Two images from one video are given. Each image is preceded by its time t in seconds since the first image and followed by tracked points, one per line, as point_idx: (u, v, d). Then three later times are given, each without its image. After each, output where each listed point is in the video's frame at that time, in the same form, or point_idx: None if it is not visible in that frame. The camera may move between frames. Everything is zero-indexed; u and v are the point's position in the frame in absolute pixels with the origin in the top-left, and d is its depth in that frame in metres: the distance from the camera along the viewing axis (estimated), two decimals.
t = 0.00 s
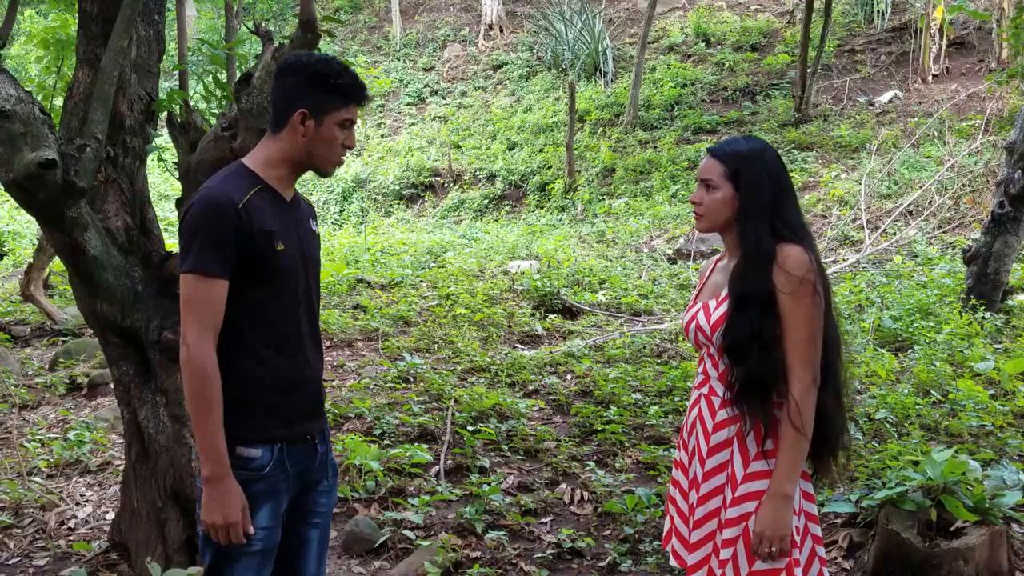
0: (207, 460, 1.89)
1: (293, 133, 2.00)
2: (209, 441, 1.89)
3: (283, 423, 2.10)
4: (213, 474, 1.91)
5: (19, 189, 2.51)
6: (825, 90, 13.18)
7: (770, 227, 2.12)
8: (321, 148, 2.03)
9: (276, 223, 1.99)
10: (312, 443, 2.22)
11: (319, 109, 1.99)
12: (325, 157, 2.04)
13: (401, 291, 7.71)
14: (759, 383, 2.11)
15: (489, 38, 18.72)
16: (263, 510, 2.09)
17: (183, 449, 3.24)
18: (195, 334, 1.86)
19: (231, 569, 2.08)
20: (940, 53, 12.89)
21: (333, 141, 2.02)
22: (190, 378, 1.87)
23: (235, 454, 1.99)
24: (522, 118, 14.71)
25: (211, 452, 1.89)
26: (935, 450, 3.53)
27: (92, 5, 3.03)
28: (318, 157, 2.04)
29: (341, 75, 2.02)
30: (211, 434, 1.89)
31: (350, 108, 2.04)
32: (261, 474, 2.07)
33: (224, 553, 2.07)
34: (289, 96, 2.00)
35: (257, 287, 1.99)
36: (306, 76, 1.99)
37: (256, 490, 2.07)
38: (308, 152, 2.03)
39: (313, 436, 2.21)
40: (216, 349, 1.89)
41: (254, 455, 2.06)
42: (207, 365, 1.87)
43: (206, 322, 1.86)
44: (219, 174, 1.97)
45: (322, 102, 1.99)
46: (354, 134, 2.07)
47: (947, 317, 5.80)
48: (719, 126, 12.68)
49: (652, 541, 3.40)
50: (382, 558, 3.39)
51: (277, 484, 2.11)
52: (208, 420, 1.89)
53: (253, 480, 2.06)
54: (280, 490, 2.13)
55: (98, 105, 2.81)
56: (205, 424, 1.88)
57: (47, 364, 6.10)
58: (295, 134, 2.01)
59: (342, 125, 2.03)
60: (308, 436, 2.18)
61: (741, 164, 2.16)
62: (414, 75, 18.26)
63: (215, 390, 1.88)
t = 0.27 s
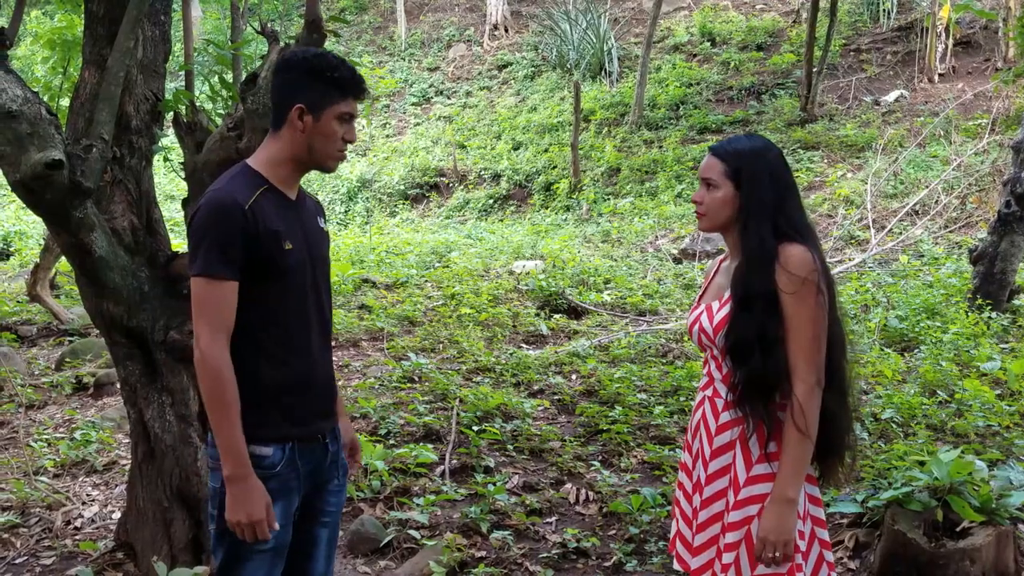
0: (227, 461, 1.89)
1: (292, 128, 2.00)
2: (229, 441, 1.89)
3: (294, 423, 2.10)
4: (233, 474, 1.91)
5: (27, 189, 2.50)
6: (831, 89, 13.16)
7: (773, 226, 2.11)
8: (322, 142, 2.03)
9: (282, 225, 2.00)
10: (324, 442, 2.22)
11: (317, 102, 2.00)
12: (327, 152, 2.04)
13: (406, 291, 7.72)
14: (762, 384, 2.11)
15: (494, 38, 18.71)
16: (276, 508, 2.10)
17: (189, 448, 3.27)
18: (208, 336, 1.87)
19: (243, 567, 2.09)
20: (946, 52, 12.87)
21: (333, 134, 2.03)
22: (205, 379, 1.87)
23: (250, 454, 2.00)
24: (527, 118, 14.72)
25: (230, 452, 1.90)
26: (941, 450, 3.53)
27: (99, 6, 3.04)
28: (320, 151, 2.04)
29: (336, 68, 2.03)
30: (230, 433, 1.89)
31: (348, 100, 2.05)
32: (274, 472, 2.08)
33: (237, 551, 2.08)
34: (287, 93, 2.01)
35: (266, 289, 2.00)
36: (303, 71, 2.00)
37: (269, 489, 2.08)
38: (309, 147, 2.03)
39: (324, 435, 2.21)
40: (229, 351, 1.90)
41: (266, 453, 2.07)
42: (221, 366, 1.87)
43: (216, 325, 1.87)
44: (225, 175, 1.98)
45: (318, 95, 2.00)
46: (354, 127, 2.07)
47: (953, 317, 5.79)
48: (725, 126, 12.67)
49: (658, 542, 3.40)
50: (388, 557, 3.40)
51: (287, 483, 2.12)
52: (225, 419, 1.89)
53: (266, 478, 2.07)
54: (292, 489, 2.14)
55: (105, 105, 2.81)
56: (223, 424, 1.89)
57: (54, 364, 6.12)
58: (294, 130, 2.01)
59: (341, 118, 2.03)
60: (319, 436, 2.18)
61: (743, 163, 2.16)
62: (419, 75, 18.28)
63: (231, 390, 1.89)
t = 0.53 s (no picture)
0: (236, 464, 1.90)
1: (290, 128, 2.00)
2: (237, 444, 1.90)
3: (301, 426, 2.10)
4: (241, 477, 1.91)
5: (29, 191, 2.51)
6: (835, 89, 13.13)
7: (773, 228, 2.11)
8: (320, 141, 2.02)
9: (287, 228, 2.00)
10: (333, 442, 2.22)
11: (313, 100, 2.00)
12: (325, 150, 2.03)
13: (409, 292, 7.72)
14: (760, 388, 2.11)
15: (497, 38, 18.71)
16: (284, 509, 2.10)
17: (191, 449, 3.26)
18: (215, 341, 1.88)
19: (251, 567, 2.10)
20: (951, 51, 12.84)
21: (331, 133, 2.03)
22: (212, 383, 1.87)
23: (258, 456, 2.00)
24: (531, 118, 14.71)
25: (237, 455, 1.90)
26: (945, 451, 3.52)
27: (101, 7, 3.04)
28: (318, 150, 2.03)
29: (332, 67, 2.03)
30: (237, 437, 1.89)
31: (344, 98, 2.04)
32: (282, 472, 2.08)
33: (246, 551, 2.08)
34: (283, 94, 2.01)
35: (271, 292, 2.00)
36: (298, 70, 2.00)
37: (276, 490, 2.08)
38: (307, 147, 2.03)
39: (333, 436, 2.21)
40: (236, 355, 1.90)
41: (275, 454, 2.07)
42: (228, 370, 1.88)
43: (223, 329, 1.88)
44: (228, 178, 1.98)
45: (314, 94, 2.00)
46: (352, 124, 2.07)
47: (957, 317, 5.78)
48: (728, 126, 12.66)
49: (660, 543, 3.39)
50: (390, 558, 3.40)
51: (295, 484, 2.12)
52: (232, 423, 1.90)
53: (273, 478, 2.07)
54: (300, 490, 2.14)
55: (107, 106, 2.81)
56: (231, 427, 1.89)
57: (58, 364, 6.13)
58: (292, 130, 2.01)
59: (337, 115, 2.03)
60: (328, 437, 2.18)
61: (742, 164, 2.15)
62: (423, 75, 18.29)
63: (239, 394, 1.89)
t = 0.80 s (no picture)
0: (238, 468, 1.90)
1: (294, 129, 2.00)
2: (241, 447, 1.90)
3: (305, 427, 2.10)
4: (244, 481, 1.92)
5: (29, 193, 2.51)
6: (835, 89, 13.13)
7: (768, 231, 2.12)
8: (324, 142, 2.02)
9: (294, 231, 2.00)
10: (336, 443, 2.22)
11: (316, 101, 2.00)
12: (329, 151, 2.04)
13: (409, 292, 7.72)
14: (753, 391, 2.11)
15: (498, 38, 18.72)
16: (287, 509, 2.10)
17: (190, 450, 3.25)
18: (221, 344, 1.87)
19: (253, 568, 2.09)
20: (952, 52, 12.84)
21: (335, 134, 2.03)
22: (219, 386, 1.88)
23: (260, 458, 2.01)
24: (531, 118, 14.71)
25: (241, 457, 1.90)
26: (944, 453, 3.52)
27: (101, 9, 3.04)
28: (323, 151, 2.03)
29: (334, 69, 2.03)
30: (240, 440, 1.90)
31: (347, 99, 2.04)
32: (285, 473, 2.09)
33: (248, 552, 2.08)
34: (287, 95, 2.01)
35: (277, 295, 2.01)
36: (301, 71, 2.01)
37: (278, 490, 2.08)
38: (311, 147, 2.03)
39: (336, 436, 2.21)
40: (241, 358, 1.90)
41: (277, 454, 2.07)
42: (234, 373, 1.88)
43: (229, 332, 1.88)
44: (234, 181, 1.98)
45: (317, 96, 2.00)
46: (355, 126, 2.07)
47: (957, 318, 5.78)
48: (729, 126, 12.66)
49: (659, 544, 3.39)
50: (389, 559, 3.40)
51: (299, 484, 2.12)
52: (236, 425, 1.90)
53: (275, 478, 2.08)
54: (303, 490, 2.14)
55: (107, 108, 2.81)
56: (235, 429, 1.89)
57: (58, 365, 6.14)
58: (296, 132, 2.01)
59: (341, 117, 2.03)
60: (331, 437, 2.18)
61: (737, 166, 2.16)
62: (423, 76, 18.30)
63: (242, 397, 1.89)
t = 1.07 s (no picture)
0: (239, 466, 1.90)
1: (298, 128, 2.00)
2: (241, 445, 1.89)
3: (304, 423, 2.09)
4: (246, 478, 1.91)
5: (23, 190, 2.50)
6: (834, 88, 13.13)
7: (761, 227, 2.11)
8: (329, 139, 2.02)
9: (298, 227, 1.99)
10: (335, 439, 2.22)
11: (321, 99, 1.99)
12: (333, 149, 2.03)
13: (408, 291, 7.71)
14: (745, 387, 2.10)
15: (497, 38, 18.71)
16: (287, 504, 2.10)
17: (186, 448, 3.23)
18: (224, 338, 1.87)
19: (256, 563, 2.10)
20: (951, 51, 12.83)
21: (338, 132, 2.02)
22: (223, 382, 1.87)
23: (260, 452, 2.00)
24: (530, 118, 14.71)
25: (242, 452, 1.89)
26: (942, 451, 3.51)
27: (96, 6, 3.03)
28: (328, 148, 2.03)
29: (337, 67, 2.02)
30: (243, 438, 1.89)
31: (350, 96, 2.03)
32: (285, 467, 2.08)
33: (251, 547, 2.08)
34: (292, 94, 2.00)
35: (279, 291, 2.00)
36: (305, 71, 2.00)
37: (278, 484, 2.08)
38: (316, 145, 2.02)
39: (335, 432, 2.20)
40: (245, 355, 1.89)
41: (277, 448, 2.06)
42: (238, 369, 1.87)
43: (232, 327, 1.87)
44: (237, 177, 1.98)
45: (321, 94, 1.99)
46: (359, 123, 2.06)
47: (956, 317, 5.77)
48: (728, 125, 12.65)
49: (657, 542, 3.38)
50: (385, 557, 3.39)
51: (299, 478, 2.11)
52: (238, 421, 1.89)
53: (275, 473, 2.07)
54: (304, 484, 2.13)
55: (102, 105, 2.81)
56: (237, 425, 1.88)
57: (56, 364, 6.13)
58: (301, 130, 2.01)
59: (345, 115, 2.02)
60: (330, 433, 2.18)
61: (732, 162, 2.15)
62: (422, 75, 18.29)
63: (246, 393, 1.89)
